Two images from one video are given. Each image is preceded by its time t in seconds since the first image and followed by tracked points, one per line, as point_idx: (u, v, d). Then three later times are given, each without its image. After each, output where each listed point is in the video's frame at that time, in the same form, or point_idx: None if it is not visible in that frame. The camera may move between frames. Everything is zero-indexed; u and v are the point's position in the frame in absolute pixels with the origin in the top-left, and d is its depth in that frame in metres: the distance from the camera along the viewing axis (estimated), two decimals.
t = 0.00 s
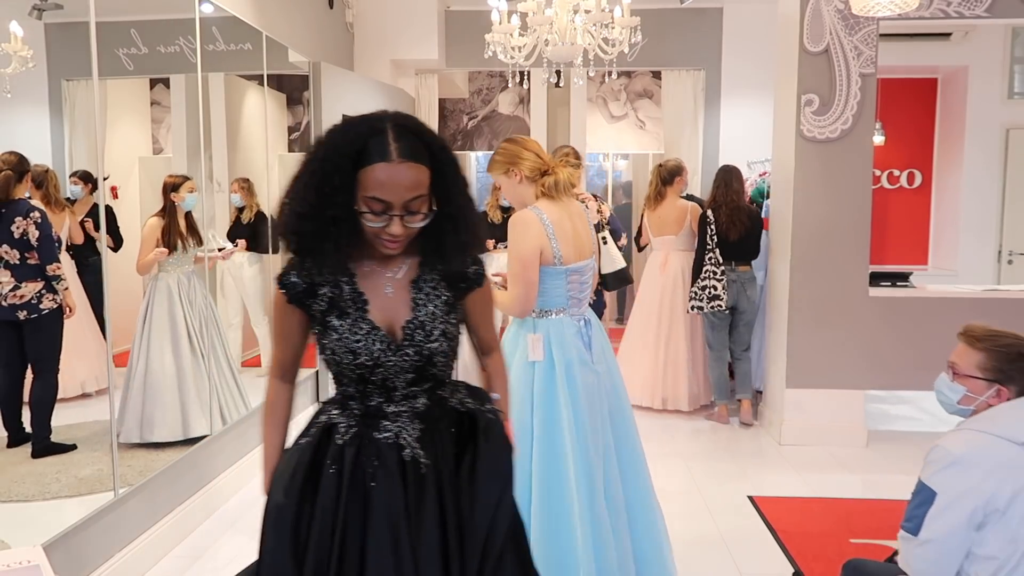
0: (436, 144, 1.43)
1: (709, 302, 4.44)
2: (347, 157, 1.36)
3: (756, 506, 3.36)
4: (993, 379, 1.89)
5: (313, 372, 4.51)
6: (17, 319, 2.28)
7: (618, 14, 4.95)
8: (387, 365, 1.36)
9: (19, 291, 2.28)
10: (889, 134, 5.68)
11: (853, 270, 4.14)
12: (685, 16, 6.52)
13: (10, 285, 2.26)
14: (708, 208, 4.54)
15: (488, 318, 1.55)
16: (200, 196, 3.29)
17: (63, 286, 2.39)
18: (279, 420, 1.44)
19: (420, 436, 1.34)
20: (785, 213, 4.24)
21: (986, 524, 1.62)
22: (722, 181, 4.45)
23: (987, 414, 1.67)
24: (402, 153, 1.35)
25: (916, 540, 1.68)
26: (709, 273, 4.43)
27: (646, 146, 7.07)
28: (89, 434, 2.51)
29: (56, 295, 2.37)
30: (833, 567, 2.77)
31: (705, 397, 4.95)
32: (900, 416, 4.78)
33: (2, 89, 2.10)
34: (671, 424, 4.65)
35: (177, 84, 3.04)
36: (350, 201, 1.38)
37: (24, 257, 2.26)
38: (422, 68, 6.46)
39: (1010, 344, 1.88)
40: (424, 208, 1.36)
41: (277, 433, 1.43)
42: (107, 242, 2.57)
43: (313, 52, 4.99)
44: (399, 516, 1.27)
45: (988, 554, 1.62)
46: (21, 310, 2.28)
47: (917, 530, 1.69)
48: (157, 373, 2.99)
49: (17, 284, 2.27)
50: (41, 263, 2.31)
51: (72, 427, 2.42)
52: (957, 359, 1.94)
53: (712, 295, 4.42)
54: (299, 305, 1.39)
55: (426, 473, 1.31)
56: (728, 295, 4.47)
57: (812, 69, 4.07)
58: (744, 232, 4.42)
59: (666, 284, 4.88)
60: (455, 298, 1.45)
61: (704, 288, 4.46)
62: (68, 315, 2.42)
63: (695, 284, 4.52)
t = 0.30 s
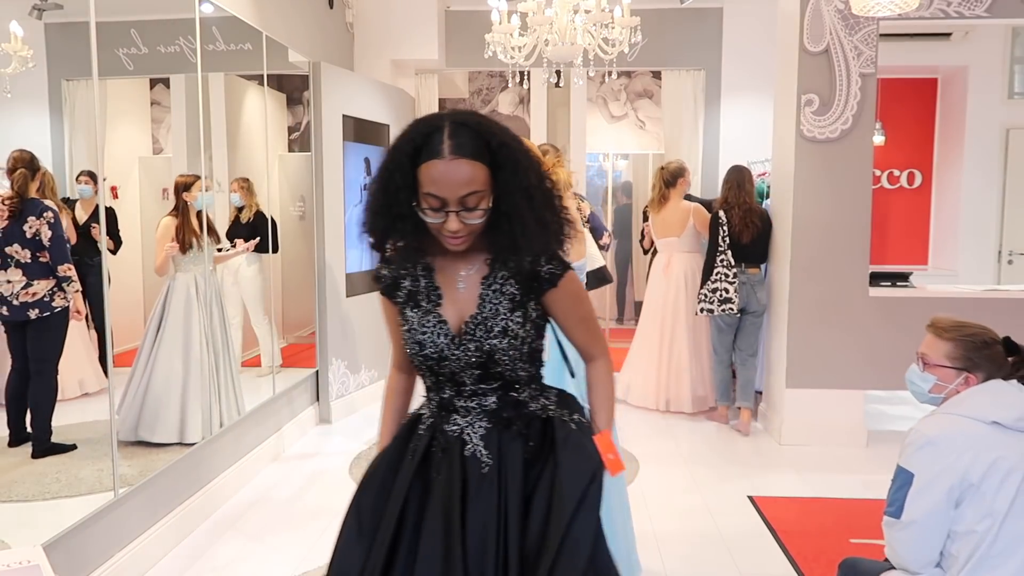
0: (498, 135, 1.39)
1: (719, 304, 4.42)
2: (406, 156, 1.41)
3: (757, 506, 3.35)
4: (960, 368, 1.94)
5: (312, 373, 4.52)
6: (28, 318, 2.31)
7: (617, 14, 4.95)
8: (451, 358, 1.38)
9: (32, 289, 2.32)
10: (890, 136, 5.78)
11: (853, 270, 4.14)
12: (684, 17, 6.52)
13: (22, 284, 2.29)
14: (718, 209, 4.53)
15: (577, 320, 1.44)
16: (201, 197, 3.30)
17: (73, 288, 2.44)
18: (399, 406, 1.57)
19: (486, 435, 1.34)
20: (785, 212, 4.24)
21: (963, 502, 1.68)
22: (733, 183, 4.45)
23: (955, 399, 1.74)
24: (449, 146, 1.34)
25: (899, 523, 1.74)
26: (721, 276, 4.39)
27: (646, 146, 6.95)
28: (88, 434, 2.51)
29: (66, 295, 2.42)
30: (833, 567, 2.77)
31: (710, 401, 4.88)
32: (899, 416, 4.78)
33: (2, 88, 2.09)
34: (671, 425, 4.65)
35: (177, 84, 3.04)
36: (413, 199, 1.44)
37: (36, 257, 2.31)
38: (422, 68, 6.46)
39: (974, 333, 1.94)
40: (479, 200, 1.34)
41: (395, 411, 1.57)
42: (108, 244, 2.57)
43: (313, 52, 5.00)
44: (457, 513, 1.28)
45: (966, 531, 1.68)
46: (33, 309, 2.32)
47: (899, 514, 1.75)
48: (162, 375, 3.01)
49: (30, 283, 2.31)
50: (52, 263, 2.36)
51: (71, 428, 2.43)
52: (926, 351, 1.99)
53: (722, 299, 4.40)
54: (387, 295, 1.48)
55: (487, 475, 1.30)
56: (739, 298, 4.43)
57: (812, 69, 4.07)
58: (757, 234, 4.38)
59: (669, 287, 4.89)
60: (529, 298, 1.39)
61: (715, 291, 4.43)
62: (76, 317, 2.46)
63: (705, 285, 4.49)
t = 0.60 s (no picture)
0: (541, 130, 1.46)
1: (743, 302, 4.27)
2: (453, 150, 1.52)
3: (757, 506, 3.35)
4: (968, 366, 1.94)
5: (312, 372, 4.52)
6: (37, 318, 2.34)
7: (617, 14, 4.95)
8: (492, 357, 1.45)
9: (41, 289, 2.35)
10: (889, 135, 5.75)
11: (854, 271, 4.14)
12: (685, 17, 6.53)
13: (32, 284, 2.33)
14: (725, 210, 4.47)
15: (617, 324, 1.44)
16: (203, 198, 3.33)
17: (83, 289, 2.47)
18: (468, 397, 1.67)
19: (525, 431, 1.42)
20: (786, 211, 4.24)
21: (968, 497, 1.66)
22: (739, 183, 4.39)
23: (965, 397, 1.74)
24: (491, 131, 1.43)
25: (904, 516, 1.74)
26: (745, 273, 4.26)
27: (645, 145, 7.09)
28: (88, 434, 2.50)
29: (74, 296, 2.45)
30: (833, 567, 2.78)
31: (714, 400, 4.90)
32: (899, 416, 4.78)
33: (2, 88, 2.09)
34: (672, 425, 4.65)
35: (177, 84, 3.04)
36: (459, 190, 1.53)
37: (48, 257, 2.35)
38: (422, 68, 6.46)
39: (980, 333, 1.94)
40: (514, 181, 1.42)
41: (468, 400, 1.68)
42: (109, 241, 2.56)
43: (313, 52, 5.00)
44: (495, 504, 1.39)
45: (968, 526, 1.66)
46: (41, 309, 2.35)
47: (904, 508, 1.75)
48: (166, 375, 3.00)
49: (39, 283, 2.35)
50: (64, 264, 2.40)
51: (71, 428, 2.43)
52: (932, 351, 1.99)
53: (747, 296, 4.27)
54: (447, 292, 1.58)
55: (523, 470, 1.40)
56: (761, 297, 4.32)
57: (812, 69, 4.07)
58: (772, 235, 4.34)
59: (671, 288, 4.88)
60: (567, 299, 1.42)
61: (737, 289, 4.29)
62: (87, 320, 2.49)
63: (725, 285, 4.33)
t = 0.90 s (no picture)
0: (571, 131, 1.54)
1: (769, 301, 4.14)
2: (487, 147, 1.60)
3: (757, 507, 3.35)
4: (988, 366, 1.93)
5: (312, 372, 4.52)
6: (38, 320, 2.33)
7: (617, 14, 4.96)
8: (509, 350, 1.53)
9: (41, 290, 2.33)
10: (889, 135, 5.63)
11: (855, 271, 4.14)
12: (685, 17, 6.54)
13: (31, 285, 2.31)
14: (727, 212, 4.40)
15: (633, 323, 1.49)
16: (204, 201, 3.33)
17: (79, 287, 2.45)
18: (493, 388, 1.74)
19: (538, 422, 1.50)
20: (785, 211, 4.24)
21: (978, 493, 1.66)
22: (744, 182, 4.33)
23: (982, 396, 1.74)
24: (523, 126, 1.51)
25: (911, 509, 1.73)
26: (767, 271, 4.16)
27: (645, 146, 6.96)
28: (88, 434, 2.51)
29: (72, 295, 2.43)
30: (834, 567, 2.77)
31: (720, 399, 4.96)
32: (900, 416, 4.78)
33: (2, 88, 2.09)
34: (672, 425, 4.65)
35: (176, 84, 3.04)
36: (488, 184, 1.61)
37: (46, 257, 2.32)
38: (422, 68, 6.46)
39: (1000, 333, 1.94)
40: (539, 170, 1.49)
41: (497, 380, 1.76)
42: (108, 239, 2.56)
43: (313, 52, 5.00)
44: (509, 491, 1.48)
45: (977, 523, 1.66)
46: (42, 309, 2.34)
47: (913, 500, 1.74)
48: (169, 376, 3.01)
49: (38, 283, 2.33)
50: (62, 264, 2.38)
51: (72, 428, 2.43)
52: (952, 350, 1.99)
53: (772, 294, 4.15)
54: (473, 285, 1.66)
55: (535, 459, 1.48)
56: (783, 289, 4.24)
57: (812, 69, 4.07)
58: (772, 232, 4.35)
59: (674, 288, 4.87)
60: (582, 296, 1.48)
61: (761, 287, 4.15)
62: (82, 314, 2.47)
63: (746, 278, 4.17)
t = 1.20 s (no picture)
0: (580, 131, 1.54)
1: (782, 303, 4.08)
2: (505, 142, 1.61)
3: (757, 507, 3.35)
4: (990, 366, 1.94)
5: (313, 372, 4.52)
6: (25, 320, 2.33)
7: (618, 14, 4.96)
8: (519, 342, 1.57)
9: (30, 291, 2.34)
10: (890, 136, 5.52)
11: (856, 271, 4.14)
12: (685, 17, 6.54)
13: (21, 285, 2.32)
14: (735, 212, 4.29)
15: (636, 319, 1.47)
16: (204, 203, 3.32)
17: (68, 284, 2.44)
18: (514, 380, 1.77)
19: (547, 411, 1.54)
20: (786, 211, 4.24)
21: (982, 501, 1.65)
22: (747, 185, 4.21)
23: (987, 401, 1.75)
24: (531, 126, 1.53)
25: (915, 516, 1.73)
26: (778, 272, 4.10)
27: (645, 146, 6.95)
28: (88, 435, 2.51)
29: (62, 295, 2.43)
30: (834, 567, 2.77)
31: (725, 398, 4.97)
32: (900, 416, 4.78)
33: (2, 88, 2.09)
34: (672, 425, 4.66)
35: (177, 84, 3.04)
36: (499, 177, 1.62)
37: (35, 253, 2.33)
38: (422, 68, 6.46)
39: (1005, 333, 1.93)
40: (541, 171, 1.49)
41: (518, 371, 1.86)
42: (108, 238, 2.57)
43: (313, 52, 5.00)
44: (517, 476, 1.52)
45: (981, 530, 1.64)
46: (31, 310, 2.35)
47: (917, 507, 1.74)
48: (173, 377, 3.03)
49: (28, 283, 2.34)
50: (52, 259, 2.37)
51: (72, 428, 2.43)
52: (958, 348, 2.00)
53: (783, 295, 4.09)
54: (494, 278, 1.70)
55: (542, 447, 1.51)
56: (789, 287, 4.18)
57: (812, 69, 4.07)
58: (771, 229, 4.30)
59: (678, 289, 4.86)
60: (585, 294, 1.48)
61: (774, 288, 4.08)
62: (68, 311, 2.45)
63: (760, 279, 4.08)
